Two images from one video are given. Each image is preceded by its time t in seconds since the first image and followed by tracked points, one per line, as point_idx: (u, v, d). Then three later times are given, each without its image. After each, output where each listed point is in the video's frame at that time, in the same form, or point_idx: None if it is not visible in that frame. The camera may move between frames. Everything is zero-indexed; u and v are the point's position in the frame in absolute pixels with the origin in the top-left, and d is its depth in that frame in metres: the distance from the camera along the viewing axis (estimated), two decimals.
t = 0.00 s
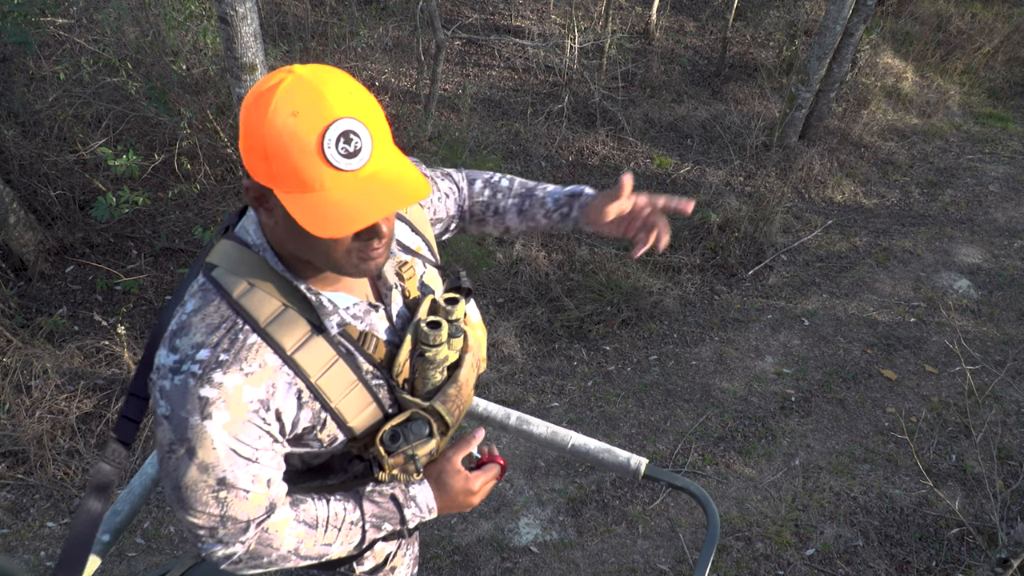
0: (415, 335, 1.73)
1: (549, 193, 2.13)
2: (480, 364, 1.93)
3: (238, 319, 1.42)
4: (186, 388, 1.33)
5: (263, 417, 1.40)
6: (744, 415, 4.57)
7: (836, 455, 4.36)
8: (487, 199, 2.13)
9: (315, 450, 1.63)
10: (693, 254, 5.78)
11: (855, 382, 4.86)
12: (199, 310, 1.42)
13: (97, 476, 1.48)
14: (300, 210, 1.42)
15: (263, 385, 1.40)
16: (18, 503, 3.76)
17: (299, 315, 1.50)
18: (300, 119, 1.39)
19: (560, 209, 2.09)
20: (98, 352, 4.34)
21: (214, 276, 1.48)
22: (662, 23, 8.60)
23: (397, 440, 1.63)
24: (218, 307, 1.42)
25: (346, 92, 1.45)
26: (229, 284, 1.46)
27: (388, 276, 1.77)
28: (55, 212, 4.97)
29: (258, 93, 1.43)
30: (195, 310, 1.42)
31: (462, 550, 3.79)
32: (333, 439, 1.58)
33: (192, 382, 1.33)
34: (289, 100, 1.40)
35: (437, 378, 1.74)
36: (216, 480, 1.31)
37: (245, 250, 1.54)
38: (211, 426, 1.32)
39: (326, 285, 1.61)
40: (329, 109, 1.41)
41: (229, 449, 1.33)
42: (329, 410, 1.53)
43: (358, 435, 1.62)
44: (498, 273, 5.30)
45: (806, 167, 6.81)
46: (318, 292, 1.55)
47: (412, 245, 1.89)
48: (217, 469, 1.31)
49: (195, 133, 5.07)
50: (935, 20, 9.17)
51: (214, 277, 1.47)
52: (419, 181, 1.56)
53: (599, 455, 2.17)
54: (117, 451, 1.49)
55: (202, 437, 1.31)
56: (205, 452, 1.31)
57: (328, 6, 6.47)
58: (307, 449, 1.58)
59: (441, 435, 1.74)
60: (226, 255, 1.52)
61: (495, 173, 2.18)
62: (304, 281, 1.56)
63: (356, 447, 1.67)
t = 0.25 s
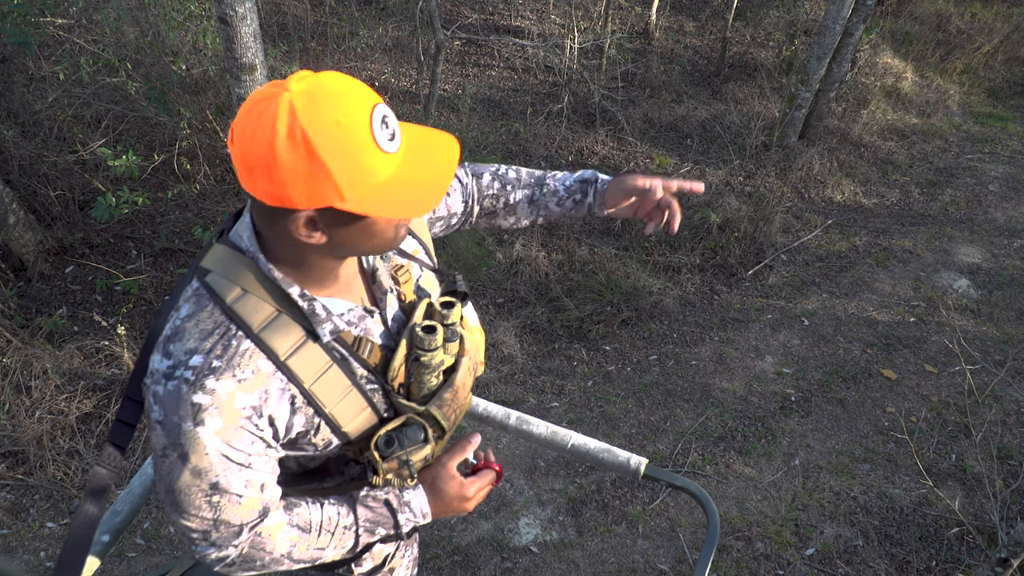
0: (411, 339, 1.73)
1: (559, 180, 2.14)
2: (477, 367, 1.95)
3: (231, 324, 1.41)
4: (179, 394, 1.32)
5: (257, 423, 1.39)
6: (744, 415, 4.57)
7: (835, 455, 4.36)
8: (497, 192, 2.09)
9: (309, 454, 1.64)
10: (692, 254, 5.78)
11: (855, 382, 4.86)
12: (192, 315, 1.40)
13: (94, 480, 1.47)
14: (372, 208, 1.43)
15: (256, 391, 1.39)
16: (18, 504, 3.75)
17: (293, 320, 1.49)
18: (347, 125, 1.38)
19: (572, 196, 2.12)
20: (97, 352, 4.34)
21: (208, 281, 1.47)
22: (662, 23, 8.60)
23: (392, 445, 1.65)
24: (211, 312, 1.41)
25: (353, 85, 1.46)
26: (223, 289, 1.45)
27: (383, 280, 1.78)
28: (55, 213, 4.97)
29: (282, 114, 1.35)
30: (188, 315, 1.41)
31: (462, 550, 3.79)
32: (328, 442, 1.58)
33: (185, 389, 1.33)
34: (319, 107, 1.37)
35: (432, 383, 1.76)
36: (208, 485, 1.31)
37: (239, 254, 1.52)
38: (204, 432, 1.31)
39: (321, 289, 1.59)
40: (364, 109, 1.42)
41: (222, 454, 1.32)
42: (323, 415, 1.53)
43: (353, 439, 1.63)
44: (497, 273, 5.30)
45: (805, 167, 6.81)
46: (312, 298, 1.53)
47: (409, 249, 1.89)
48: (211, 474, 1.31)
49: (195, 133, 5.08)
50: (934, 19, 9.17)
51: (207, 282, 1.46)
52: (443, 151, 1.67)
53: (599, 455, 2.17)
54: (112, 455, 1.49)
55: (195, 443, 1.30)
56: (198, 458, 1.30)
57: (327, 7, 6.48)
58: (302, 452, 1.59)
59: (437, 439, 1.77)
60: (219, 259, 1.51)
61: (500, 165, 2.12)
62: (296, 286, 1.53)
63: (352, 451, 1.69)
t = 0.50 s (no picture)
0: (408, 336, 1.72)
1: (580, 168, 2.08)
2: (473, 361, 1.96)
3: (231, 328, 1.40)
4: (181, 401, 1.32)
5: (260, 425, 1.39)
6: (744, 416, 4.57)
7: (835, 455, 4.36)
8: (515, 181, 2.05)
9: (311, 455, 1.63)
10: (692, 254, 5.78)
11: (855, 382, 4.86)
12: (190, 321, 1.40)
13: (94, 491, 1.46)
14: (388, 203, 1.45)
15: (258, 394, 1.39)
16: (18, 504, 3.75)
17: (293, 321, 1.49)
18: (364, 123, 1.40)
19: (595, 185, 2.07)
20: (97, 353, 4.34)
21: (204, 285, 1.46)
22: (662, 23, 8.61)
23: (395, 441, 1.64)
24: (210, 318, 1.41)
25: (359, 81, 1.46)
26: (220, 293, 1.44)
27: (378, 277, 1.78)
28: (55, 213, 4.97)
29: (298, 115, 1.34)
30: (185, 321, 1.41)
31: (462, 550, 3.79)
32: (329, 442, 1.58)
33: (187, 395, 1.33)
34: (336, 104, 1.37)
35: (432, 378, 1.76)
36: (217, 489, 1.32)
37: (233, 257, 1.51)
38: (209, 437, 1.31)
39: (317, 289, 1.58)
40: (376, 106, 1.44)
41: (228, 458, 1.33)
42: (326, 415, 1.53)
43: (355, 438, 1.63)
44: (497, 273, 5.30)
45: (805, 167, 6.81)
46: (308, 298, 1.51)
47: (402, 246, 1.91)
48: (218, 479, 1.31)
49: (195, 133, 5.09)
50: (934, 19, 9.17)
51: (204, 287, 1.45)
52: (447, 140, 1.69)
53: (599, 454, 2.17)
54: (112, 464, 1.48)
55: (201, 449, 1.31)
56: (205, 464, 1.31)
57: (327, 7, 6.48)
58: (305, 453, 1.58)
59: (438, 433, 1.75)
60: (214, 263, 1.50)
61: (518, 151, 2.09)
62: (292, 286, 1.52)
63: (354, 449, 1.68)
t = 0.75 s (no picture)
0: (405, 343, 1.73)
1: (575, 161, 2.09)
2: (472, 368, 1.95)
3: (227, 333, 1.40)
4: (176, 404, 1.32)
5: (253, 430, 1.39)
6: (744, 416, 4.57)
7: (836, 455, 4.36)
8: (511, 178, 2.05)
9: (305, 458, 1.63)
10: (692, 254, 5.78)
11: (855, 382, 4.86)
12: (187, 324, 1.40)
13: (90, 490, 1.46)
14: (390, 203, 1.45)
15: (252, 400, 1.39)
16: (18, 504, 3.75)
17: (288, 327, 1.49)
18: (363, 124, 1.40)
19: (591, 176, 2.06)
20: (98, 353, 4.34)
21: (202, 289, 1.46)
22: (662, 23, 8.61)
23: (390, 448, 1.64)
24: (207, 322, 1.41)
25: (356, 82, 1.46)
26: (217, 298, 1.44)
27: (376, 283, 1.77)
28: (55, 213, 4.97)
29: (297, 119, 1.34)
30: (182, 324, 1.41)
31: (462, 550, 3.79)
32: (324, 446, 1.59)
33: (181, 399, 1.33)
34: (335, 107, 1.37)
35: (428, 385, 1.76)
36: (208, 492, 1.31)
37: (231, 262, 1.51)
38: (202, 441, 1.31)
39: (315, 295, 1.59)
40: (375, 108, 1.44)
41: (220, 462, 1.33)
42: (320, 421, 1.53)
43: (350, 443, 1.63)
44: (497, 273, 5.30)
45: (806, 167, 6.81)
46: (306, 306, 1.51)
47: (403, 251, 1.91)
48: (210, 482, 1.31)
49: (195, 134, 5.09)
50: (934, 19, 9.17)
51: (201, 290, 1.45)
52: (446, 139, 1.69)
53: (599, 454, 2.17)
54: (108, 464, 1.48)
55: (194, 453, 1.31)
56: (196, 467, 1.31)
57: (328, 7, 6.48)
58: (299, 457, 1.59)
59: (433, 440, 1.75)
60: (213, 267, 1.50)
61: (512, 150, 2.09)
62: (291, 294, 1.51)
63: (348, 453, 1.68)
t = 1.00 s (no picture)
0: (404, 345, 1.73)
1: (552, 195, 2.11)
2: (471, 370, 1.95)
3: (225, 334, 1.40)
4: (173, 405, 1.32)
5: (249, 432, 1.39)
6: (744, 415, 4.57)
7: (835, 455, 4.36)
8: (487, 199, 2.08)
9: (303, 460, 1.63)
10: (692, 254, 5.78)
11: (855, 382, 4.86)
12: (185, 324, 1.40)
13: (89, 489, 1.46)
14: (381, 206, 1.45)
15: (249, 401, 1.39)
16: (18, 504, 3.75)
17: (287, 328, 1.49)
18: (353, 126, 1.39)
19: (563, 213, 2.09)
20: (97, 353, 4.34)
21: (201, 289, 1.46)
22: (661, 23, 8.61)
23: (388, 450, 1.64)
24: (205, 322, 1.40)
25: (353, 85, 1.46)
26: (216, 298, 1.44)
27: (376, 285, 1.77)
28: (54, 213, 4.96)
29: (287, 117, 1.34)
30: (181, 324, 1.40)
31: (462, 550, 3.79)
32: (321, 448, 1.58)
33: (179, 400, 1.32)
34: (325, 108, 1.37)
35: (427, 387, 1.76)
36: (203, 493, 1.31)
37: (231, 263, 1.51)
38: (198, 442, 1.31)
39: (314, 296, 1.59)
40: (368, 111, 1.43)
41: (216, 463, 1.32)
42: (318, 423, 1.53)
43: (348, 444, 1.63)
44: (497, 273, 5.30)
45: (805, 167, 6.81)
46: (307, 307, 1.52)
47: (402, 253, 1.90)
48: (205, 483, 1.31)
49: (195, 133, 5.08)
50: (934, 19, 9.17)
51: (200, 290, 1.45)
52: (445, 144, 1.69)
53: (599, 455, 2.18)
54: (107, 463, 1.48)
55: (190, 454, 1.31)
56: (192, 468, 1.31)
57: (327, 7, 6.48)
58: (297, 458, 1.58)
59: (432, 443, 1.74)
60: (212, 267, 1.50)
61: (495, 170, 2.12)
62: (290, 294, 1.52)
63: (347, 455, 1.68)
